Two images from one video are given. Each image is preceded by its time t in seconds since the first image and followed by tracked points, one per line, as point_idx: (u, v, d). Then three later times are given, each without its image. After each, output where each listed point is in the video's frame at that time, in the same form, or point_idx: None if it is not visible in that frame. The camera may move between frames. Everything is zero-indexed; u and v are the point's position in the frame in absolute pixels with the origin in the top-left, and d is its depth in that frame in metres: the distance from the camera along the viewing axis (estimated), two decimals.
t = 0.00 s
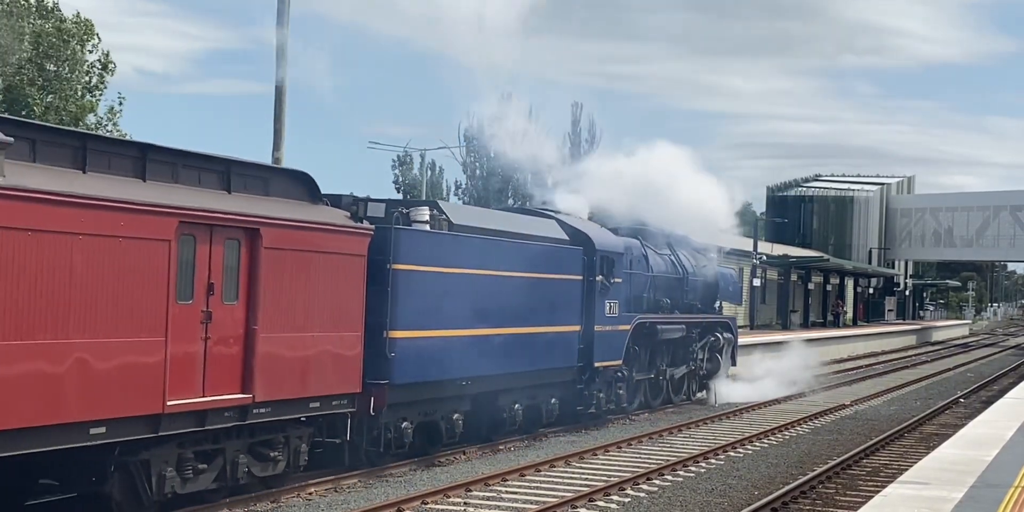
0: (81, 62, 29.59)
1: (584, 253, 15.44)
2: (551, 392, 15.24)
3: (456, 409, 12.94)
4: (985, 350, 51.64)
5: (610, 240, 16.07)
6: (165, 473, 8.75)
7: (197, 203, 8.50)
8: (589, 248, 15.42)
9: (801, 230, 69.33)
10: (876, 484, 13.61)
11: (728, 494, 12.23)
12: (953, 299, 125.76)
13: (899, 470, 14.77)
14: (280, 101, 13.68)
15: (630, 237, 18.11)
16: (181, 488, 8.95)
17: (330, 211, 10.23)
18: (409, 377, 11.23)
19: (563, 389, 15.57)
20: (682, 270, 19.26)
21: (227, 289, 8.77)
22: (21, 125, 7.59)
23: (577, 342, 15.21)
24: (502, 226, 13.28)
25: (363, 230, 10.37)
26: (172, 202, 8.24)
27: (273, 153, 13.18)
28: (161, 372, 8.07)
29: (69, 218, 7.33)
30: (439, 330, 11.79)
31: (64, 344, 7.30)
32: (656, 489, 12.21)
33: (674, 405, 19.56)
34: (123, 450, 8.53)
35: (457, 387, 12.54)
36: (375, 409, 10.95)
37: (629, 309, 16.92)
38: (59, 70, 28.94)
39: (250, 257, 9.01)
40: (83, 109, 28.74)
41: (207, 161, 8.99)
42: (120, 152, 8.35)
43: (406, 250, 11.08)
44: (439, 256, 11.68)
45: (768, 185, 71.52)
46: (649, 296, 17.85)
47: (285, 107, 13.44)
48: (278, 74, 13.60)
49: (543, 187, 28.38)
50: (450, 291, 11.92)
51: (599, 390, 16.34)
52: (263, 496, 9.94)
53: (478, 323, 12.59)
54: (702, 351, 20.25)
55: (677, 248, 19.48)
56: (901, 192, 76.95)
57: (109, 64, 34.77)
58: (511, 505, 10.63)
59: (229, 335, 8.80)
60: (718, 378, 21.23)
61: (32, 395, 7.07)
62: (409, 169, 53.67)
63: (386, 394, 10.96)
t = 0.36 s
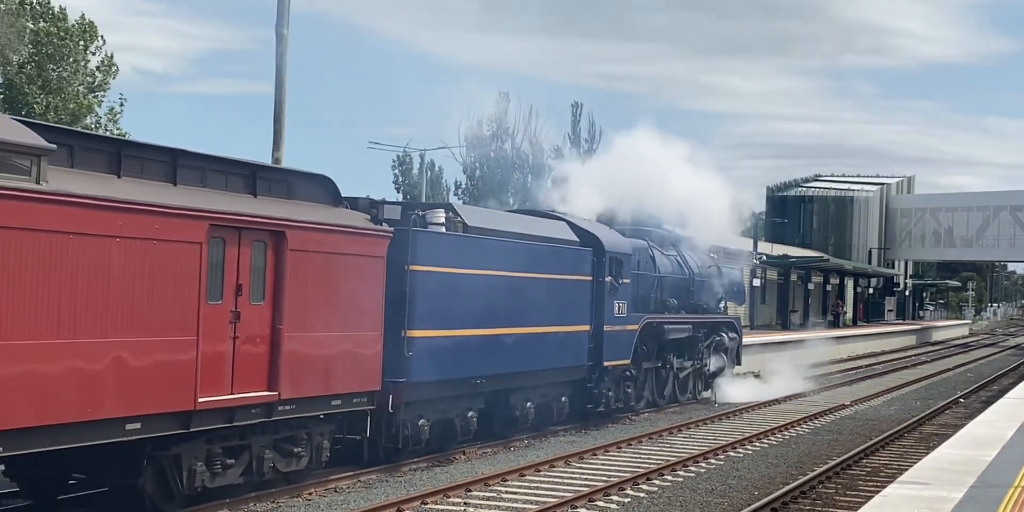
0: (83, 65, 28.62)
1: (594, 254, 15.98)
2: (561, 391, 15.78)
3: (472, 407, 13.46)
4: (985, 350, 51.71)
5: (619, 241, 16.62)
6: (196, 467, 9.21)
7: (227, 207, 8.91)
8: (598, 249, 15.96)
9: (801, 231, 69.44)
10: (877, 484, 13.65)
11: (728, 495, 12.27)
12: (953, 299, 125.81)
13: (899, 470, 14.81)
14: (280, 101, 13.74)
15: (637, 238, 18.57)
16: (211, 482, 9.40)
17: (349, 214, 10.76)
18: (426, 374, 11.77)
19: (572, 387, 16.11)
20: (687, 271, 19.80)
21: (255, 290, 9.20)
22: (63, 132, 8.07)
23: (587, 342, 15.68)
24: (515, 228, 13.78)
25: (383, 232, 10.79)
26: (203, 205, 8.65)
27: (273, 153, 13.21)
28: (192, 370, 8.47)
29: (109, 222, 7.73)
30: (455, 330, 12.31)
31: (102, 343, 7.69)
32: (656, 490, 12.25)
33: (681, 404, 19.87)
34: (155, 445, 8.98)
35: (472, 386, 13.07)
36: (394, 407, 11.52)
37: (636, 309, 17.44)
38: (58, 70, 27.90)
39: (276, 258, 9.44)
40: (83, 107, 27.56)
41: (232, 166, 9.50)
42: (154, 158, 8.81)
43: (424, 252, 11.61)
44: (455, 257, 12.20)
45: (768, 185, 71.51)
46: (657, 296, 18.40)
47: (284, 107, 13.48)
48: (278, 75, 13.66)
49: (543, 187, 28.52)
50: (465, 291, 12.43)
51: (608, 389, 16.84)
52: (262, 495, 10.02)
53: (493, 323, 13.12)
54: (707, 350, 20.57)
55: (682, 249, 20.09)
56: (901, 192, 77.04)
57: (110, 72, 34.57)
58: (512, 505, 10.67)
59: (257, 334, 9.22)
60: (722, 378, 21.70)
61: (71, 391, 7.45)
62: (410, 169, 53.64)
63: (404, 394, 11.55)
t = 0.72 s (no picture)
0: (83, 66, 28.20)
1: (604, 255, 16.48)
2: (573, 389, 16.27)
3: (485, 405, 14.00)
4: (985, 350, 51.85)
5: (628, 242, 17.12)
6: (225, 461, 9.68)
7: (255, 211, 9.44)
8: (608, 250, 16.49)
9: (801, 230, 68.84)
10: (877, 484, 13.77)
11: (728, 495, 12.38)
12: (953, 300, 125.95)
13: (899, 470, 14.93)
14: (280, 103, 13.84)
15: (644, 239, 19.11)
16: (238, 476, 9.89)
17: (368, 216, 11.23)
18: (443, 373, 12.27)
19: (582, 386, 16.56)
20: (693, 272, 20.29)
21: (280, 291, 9.76)
22: (102, 139, 8.44)
23: (597, 342, 16.16)
24: (527, 229, 14.31)
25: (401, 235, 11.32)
26: (234, 209, 9.17)
27: (273, 154, 13.28)
28: (222, 367, 9.01)
29: (147, 226, 8.23)
30: (470, 329, 12.79)
31: (141, 342, 8.21)
32: (656, 490, 12.36)
33: (688, 402, 20.33)
34: (186, 441, 9.39)
35: (485, 384, 13.57)
36: (411, 404, 11.99)
37: (643, 308, 17.96)
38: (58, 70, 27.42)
39: (299, 261, 9.99)
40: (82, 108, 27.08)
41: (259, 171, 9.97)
42: (184, 163, 9.19)
43: (441, 255, 12.13)
44: (470, 258, 12.69)
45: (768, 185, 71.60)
46: (664, 296, 18.94)
47: (284, 107, 13.55)
48: (278, 77, 13.74)
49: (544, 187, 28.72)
50: (480, 292, 12.94)
51: (617, 388, 17.32)
52: (262, 496, 10.13)
53: (507, 323, 13.60)
54: (711, 350, 21.12)
55: (688, 251, 20.66)
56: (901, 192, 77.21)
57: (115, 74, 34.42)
58: (512, 505, 10.78)
59: (282, 333, 9.79)
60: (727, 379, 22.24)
61: (111, 386, 7.97)
62: (410, 169, 53.63)
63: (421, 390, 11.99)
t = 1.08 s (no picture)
0: (87, 66, 28.64)
1: (612, 256, 16.95)
2: (583, 388, 16.79)
3: (498, 403, 14.69)
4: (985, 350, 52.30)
5: (635, 243, 17.59)
6: (250, 457, 10.30)
7: (279, 214, 10.00)
8: (617, 252, 16.98)
9: (801, 231, 70.07)
10: (876, 484, 14.19)
11: (728, 494, 12.80)
12: (953, 299, 126.41)
13: (900, 470, 15.34)
14: (280, 103, 14.23)
15: (650, 241, 19.62)
16: (263, 472, 10.50)
17: (383, 217, 11.78)
18: (457, 370, 12.90)
19: (592, 385, 17.03)
20: (697, 272, 20.82)
21: (302, 291, 10.33)
22: (138, 145, 8.98)
23: (606, 340, 16.66)
24: (538, 231, 14.80)
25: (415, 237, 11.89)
26: (259, 212, 9.73)
27: (273, 154, 13.69)
28: (247, 365, 9.58)
29: (176, 229, 8.76)
30: (483, 328, 13.39)
31: (173, 341, 8.77)
32: (656, 490, 12.78)
33: (694, 400, 20.93)
34: (213, 438, 10.03)
35: (498, 382, 14.21)
36: (428, 401, 12.69)
37: (650, 308, 18.47)
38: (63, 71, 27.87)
39: (321, 263, 10.56)
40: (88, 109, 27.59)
41: (281, 175, 10.51)
42: (210, 167, 9.74)
43: (456, 257, 12.73)
44: (483, 260, 13.28)
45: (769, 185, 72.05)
46: (670, 297, 19.45)
47: (284, 106, 13.95)
48: (278, 77, 14.15)
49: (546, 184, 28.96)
50: (493, 293, 13.52)
51: (624, 386, 17.86)
52: (260, 495, 10.45)
53: (520, 322, 14.17)
54: (717, 349, 21.73)
55: (693, 253, 21.21)
56: (902, 192, 77.65)
57: (118, 76, 34.96)
58: (511, 505, 11.20)
59: (304, 332, 10.36)
60: (732, 378, 22.79)
61: (142, 382, 8.50)
62: (410, 169, 54.05)
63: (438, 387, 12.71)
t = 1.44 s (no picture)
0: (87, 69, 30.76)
1: (622, 257, 16.98)
2: (591, 387, 16.84)
3: (511, 401, 14.75)
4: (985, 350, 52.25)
5: (642, 245, 17.68)
6: (275, 452, 10.65)
7: (303, 218, 10.44)
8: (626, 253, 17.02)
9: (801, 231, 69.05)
10: (876, 484, 14.10)
11: (728, 494, 12.72)
12: (954, 299, 126.31)
13: (900, 470, 15.26)
14: (280, 103, 14.22)
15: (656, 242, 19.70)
16: (287, 466, 10.86)
17: (399, 221, 12.24)
18: (473, 368, 13.11)
19: (599, 383, 17.09)
20: (702, 273, 20.93)
21: (325, 292, 10.76)
22: (166, 149, 9.40)
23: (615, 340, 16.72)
24: (548, 232, 14.85)
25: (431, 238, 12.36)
26: (286, 216, 10.19)
27: (273, 154, 13.64)
28: (274, 363, 10.04)
29: (209, 232, 9.23)
30: (498, 327, 13.54)
31: (204, 339, 9.24)
32: (655, 490, 12.70)
33: (701, 399, 21.01)
34: (240, 432, 10.35)
35: (512, 381, 14.30)
36: (444, 400, 12.97)
37: (659, 308, 18.56)
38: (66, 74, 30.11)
39: (342, 264, 10.98)
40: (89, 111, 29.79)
41: (303, 180, 10.95)
42: (237, 172, 10.19)
43: (472, 258, 12.93)
44: (497, 261, 13.43)
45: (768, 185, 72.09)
46: (676, 296, 19.52)
47: (283, 106, 13.95)
48: (277, 77, 14.15)
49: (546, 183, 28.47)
50: (507, 292, 13.67)
51: (633, 385, 17.90)
52: (259, 495, 10.40)
53: (532, 320, 14.28)
54: (722, 349, 21.85)
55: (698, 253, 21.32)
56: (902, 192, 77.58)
57: (118, 76, 34.95)
58: (511, 505, 11.12)
59: (327, 331, 10.82)
60: (737, 378, 22.82)
61: (176, 379, 8.97)
62: (410, 168, 54.05)
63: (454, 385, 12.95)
